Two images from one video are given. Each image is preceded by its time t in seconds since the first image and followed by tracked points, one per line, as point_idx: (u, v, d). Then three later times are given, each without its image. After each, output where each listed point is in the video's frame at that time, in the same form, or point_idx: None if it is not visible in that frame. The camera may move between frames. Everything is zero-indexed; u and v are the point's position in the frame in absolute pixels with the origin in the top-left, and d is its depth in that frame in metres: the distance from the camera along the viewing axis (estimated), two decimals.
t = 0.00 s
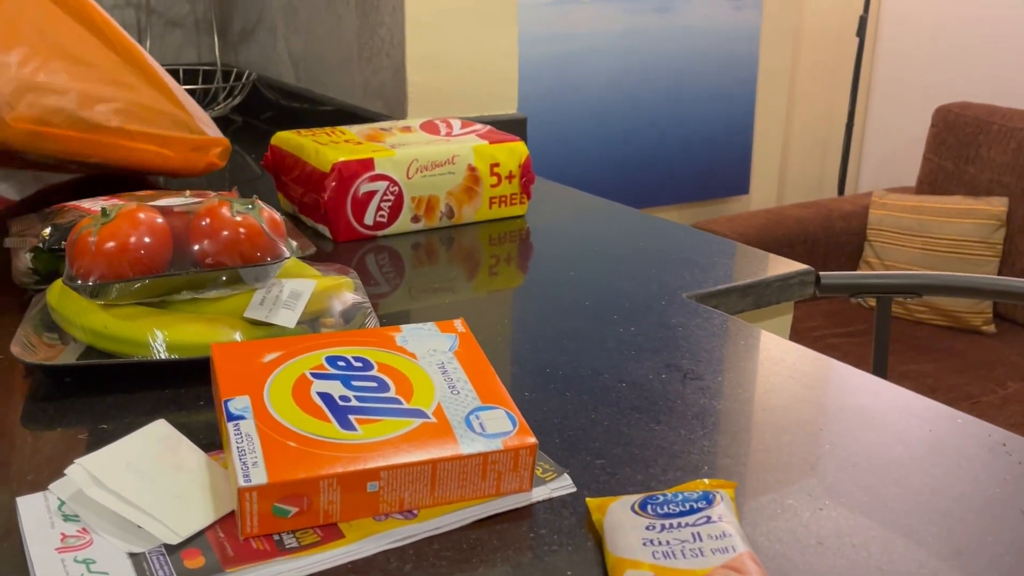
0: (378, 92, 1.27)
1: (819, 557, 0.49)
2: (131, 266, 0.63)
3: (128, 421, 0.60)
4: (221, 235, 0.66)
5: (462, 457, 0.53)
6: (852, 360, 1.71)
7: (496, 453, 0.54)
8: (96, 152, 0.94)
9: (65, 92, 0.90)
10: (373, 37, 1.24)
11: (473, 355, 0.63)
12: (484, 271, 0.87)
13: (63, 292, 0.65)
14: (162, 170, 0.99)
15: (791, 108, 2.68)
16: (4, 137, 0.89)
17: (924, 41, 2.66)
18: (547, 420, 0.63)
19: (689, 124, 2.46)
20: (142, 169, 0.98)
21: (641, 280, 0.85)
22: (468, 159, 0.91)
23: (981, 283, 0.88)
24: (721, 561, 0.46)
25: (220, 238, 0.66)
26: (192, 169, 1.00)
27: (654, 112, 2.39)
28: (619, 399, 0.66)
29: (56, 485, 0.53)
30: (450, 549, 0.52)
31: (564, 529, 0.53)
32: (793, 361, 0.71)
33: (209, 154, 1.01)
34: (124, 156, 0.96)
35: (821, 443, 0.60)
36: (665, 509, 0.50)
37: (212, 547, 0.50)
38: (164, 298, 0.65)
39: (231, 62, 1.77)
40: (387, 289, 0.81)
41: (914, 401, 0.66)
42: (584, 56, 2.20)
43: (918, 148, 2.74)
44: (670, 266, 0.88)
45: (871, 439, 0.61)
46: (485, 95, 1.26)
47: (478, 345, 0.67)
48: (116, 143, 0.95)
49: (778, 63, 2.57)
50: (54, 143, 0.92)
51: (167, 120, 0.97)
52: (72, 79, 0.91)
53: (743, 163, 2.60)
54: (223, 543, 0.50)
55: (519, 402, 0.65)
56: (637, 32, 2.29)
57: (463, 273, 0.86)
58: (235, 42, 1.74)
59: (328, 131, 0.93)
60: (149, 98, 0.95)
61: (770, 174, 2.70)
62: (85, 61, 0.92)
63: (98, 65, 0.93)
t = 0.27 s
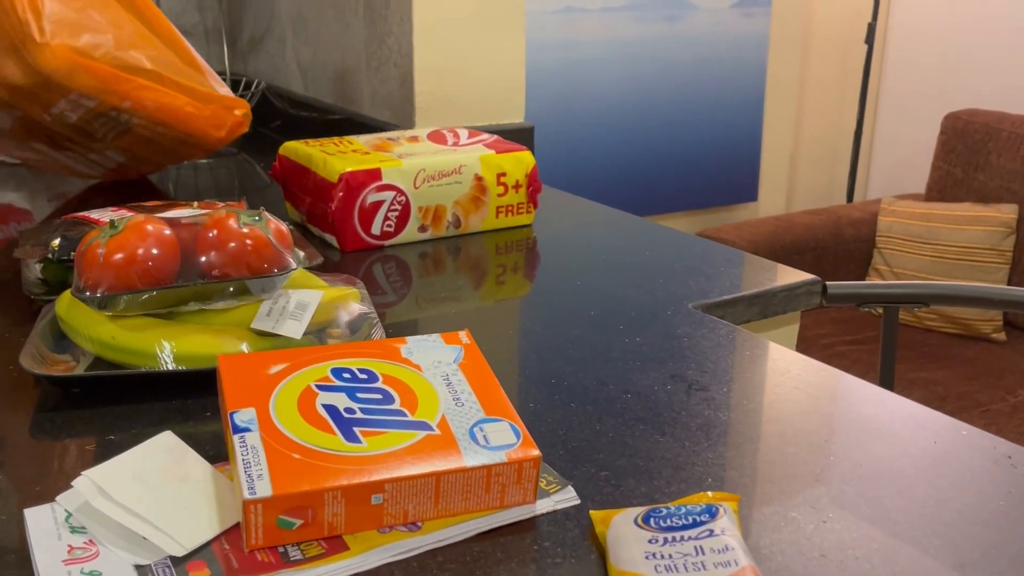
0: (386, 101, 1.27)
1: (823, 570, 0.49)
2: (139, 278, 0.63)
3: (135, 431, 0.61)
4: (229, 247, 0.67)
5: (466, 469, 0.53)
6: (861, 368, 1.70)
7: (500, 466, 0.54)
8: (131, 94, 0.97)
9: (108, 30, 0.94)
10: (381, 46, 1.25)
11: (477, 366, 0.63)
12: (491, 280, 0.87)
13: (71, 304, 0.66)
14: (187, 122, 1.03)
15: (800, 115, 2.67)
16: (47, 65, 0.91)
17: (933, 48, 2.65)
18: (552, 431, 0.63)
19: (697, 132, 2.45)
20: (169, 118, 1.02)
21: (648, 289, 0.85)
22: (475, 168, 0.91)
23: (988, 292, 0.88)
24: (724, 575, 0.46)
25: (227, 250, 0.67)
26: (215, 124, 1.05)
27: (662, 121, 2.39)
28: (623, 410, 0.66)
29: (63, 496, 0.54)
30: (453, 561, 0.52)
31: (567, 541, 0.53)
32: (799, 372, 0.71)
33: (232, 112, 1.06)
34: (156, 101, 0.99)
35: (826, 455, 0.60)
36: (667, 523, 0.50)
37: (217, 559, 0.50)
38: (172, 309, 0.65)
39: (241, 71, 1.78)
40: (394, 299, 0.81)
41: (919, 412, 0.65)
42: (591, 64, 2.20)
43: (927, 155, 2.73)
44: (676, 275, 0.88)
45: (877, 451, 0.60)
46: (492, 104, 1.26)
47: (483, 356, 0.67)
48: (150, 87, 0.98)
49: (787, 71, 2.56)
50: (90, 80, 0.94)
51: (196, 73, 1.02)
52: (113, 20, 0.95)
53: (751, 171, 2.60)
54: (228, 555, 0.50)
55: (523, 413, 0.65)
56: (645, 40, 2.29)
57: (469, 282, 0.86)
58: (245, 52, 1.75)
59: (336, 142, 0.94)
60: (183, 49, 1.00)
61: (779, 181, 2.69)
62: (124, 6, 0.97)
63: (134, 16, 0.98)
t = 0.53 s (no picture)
0: (395, 110, 1.29)
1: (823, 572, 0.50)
2: (156, 286, 0.65)
3: (151, 435, 0.62)
4: (243, 255, 0.68)
5: (474, 474, 0.54)
6: (862, 371, 1.71)
7: (507, 470, 0.55)
8: (141, 70, 1.02)
9: (117, 10, 1.00)
10: (391, 56, 1.26)
11: (485, 372, 0.64)
12: (497, 286, 0.88)
13: (89, 310, 0.67)
14: (196, 100, 1.07)
15: (801, 121, 2.68)
16: (60, 42, 0.97)
17: (933, 54, 2.66)
18: (558, 436, 0.65)
19: (701, 138, 2.46)
20: (179, 96, 1.06)
21: (652, 295, 0.86)
22: (483, 176, 0.93)
23: (987, 298, 0.89)
24: None
25: (241, 258, 0.68)
26: (222, 101, 1.09)
27: (666, 128, 2.40)
28: (628, 415, 0.67)
29: (83, 499, 0.55)
30: (462, 563, 0.54)
31: (574, 544, 0.55)
32: (801, 378, 0.72)
33: (239, 90, 1.10)
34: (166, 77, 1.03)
35: (827, 459, 0.61)
36: (671, 526, 0.52)
37: (232, 561, 0.51)
38: (187, 316, 0.67)
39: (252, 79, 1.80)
40: (403, 305, 0.83)
41: (919, 417, 0.67)
42: (596, 72, 2.21)
43: (928, 160, 2.74)
44: (681, 281, 0.89)
45: (878, 456, 0.62)
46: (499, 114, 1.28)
47: (490, 362, 0.68)
48: (159, 63, 1.03)
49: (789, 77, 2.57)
50: (102, 57, 0.99)
51: (203, 53, 1.07)
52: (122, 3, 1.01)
53: (755, 176, 2.60)
54: (243, 557, 0.52)
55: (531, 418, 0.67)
56: (650, 48, 2.30)
57: (477, 288, 0.88)
58: (256, 60, 1.76)
59: (346, 150, 0.95)
60: (189, 29, 1.05)
61: (782, 186, 2.70)
62: None
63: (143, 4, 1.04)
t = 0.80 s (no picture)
0: (406, 118, 1.31)
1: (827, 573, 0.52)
2: (174, 292, 0.66)
3: (170, 438, 0.64)
4: (259, 261, 0.69)
5: (487, 476, 0.56)
6: (863, 374, 1.72)
7: (519, 473, 0.56)
8: (101, 29, 1.15)
9: None
10: (402, 66, 1.29)
11: (496, 376, 0.66)
12: (506, 290, 0.90)
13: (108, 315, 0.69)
14: (158, 55, 1.20)
15: (803, 127, 2.70)
16: (25, 13, 1.10)
17: (933, 62, 2.68)
18: (569, 438, 0.66)
19: (705, 146, 2.47)
20: (142, 54, 1.19)
21: (658, 300, 0.88)
22: (492, 183, 0.94)
23: (988, 303, 0.91)
24: None
25: (258, 264, 0.69)
26: (185, 55, 1.22)
27: (669, 135, 2.41)
28: (636, 418, 0.69)
29: (105, 501, 0.56)
30: (475, 564, 0.55)
31: (584, 545, 0.56)
32: (804, 381, 0.74)
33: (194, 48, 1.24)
34: (126, 32, 1.17)
35: (831, 462, 0.62)
36: (680, 528, 0.53)
37: (250, 561, 0.53)
38: (205, 320, 0.68)
39: (265, 89, 1.82)
40: (413, 308, 0.84)
41: (920, 419, 0.68)
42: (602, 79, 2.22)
43: (928, 166, 2.76)
44: (686, 286, 0.91)
45: (881, 458, 0.63)
46: (508, 122, 1.31)
47: (501, 366, 0.69)
48: (116, 22, 1.17)
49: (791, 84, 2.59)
50: (64, 21, 1.13)
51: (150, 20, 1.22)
52: None
53: (758, 182, 2.61)
54: (261, 557, 0.53)
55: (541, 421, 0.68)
56: (654, 56, 2.32)
57: (486, 292, 0.89)
58: (269, 70, 1.79)
59: (358, 157, 0.97)
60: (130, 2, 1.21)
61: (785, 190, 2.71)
62: None
63: None
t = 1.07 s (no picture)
0: (419, 126, 1.34)
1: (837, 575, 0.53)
2: (197, 298, 0.68)
3: (193, 441, 0.65)
4: (280, 268, 0.71)
5: (504, 479, 0.57)
6: (865, 377, 1.74)
7: (535, 476, 0.58)
8: (45, 4, 1.22)
9: None
10: (414, 75, 1.32)
11: (512, 381, 0.67)
12: (517, 294, 0.91)
13: (133, 320, 0.70)
14: (100, 20, 1.26)
15: (807, 134, 2.72)
16: None
17: (935, 70, 2.71)
18: (583, 443, 0.68)
19: (710, 154, 2.49)
20: (85, 21, 1.25)
21: (667, 305, 0.89)
22: (503, 191, 0.96)
23: (991, 309, 0.92)
24: None
25: (278, 271, 0.71)
26: (124, 18, 1.28)
27: (674, 141, 2.42)
28: (648, 422, 0.70)
29: (133, 502, 0.58)
30: (493, 565, 0.56)
31: (598, 546, 0.58)
32: (811, 386, 0.75)
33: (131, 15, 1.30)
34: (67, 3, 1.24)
35: (839, 466, 0.64)
36: (693, 531, 0.55)
37: (275, 561, 0.54)
38: (227, 325, 0.70)
39: (281, 96, 1.86)
40: (427, 313, 0.86)
41: (926, 424, 0.70)
42: (609, 86, 2.23)
43: (929, 173, 2.78)
44: (694, 292, 0.92)
45: (888, 463, 0.64)
46: (519, 130, 1.33)
47: (516, 371, 0.71)
48: None
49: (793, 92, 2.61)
50: None
51: None
52: None
53: (761, 188, 2.63)
54: (285, 557, 0.55)
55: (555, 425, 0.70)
56: (662, 66, 2.34)
57: (497, 297, 0.90)
58: (284, 79, 1.83)
59: (373, 166, 0.98)
60: None
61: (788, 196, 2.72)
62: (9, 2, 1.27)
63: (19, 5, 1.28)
